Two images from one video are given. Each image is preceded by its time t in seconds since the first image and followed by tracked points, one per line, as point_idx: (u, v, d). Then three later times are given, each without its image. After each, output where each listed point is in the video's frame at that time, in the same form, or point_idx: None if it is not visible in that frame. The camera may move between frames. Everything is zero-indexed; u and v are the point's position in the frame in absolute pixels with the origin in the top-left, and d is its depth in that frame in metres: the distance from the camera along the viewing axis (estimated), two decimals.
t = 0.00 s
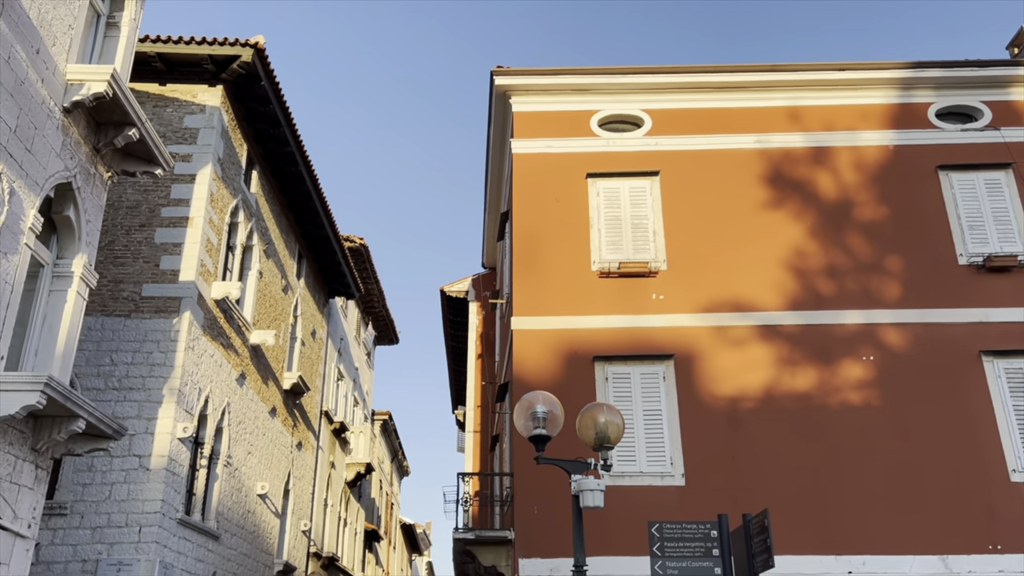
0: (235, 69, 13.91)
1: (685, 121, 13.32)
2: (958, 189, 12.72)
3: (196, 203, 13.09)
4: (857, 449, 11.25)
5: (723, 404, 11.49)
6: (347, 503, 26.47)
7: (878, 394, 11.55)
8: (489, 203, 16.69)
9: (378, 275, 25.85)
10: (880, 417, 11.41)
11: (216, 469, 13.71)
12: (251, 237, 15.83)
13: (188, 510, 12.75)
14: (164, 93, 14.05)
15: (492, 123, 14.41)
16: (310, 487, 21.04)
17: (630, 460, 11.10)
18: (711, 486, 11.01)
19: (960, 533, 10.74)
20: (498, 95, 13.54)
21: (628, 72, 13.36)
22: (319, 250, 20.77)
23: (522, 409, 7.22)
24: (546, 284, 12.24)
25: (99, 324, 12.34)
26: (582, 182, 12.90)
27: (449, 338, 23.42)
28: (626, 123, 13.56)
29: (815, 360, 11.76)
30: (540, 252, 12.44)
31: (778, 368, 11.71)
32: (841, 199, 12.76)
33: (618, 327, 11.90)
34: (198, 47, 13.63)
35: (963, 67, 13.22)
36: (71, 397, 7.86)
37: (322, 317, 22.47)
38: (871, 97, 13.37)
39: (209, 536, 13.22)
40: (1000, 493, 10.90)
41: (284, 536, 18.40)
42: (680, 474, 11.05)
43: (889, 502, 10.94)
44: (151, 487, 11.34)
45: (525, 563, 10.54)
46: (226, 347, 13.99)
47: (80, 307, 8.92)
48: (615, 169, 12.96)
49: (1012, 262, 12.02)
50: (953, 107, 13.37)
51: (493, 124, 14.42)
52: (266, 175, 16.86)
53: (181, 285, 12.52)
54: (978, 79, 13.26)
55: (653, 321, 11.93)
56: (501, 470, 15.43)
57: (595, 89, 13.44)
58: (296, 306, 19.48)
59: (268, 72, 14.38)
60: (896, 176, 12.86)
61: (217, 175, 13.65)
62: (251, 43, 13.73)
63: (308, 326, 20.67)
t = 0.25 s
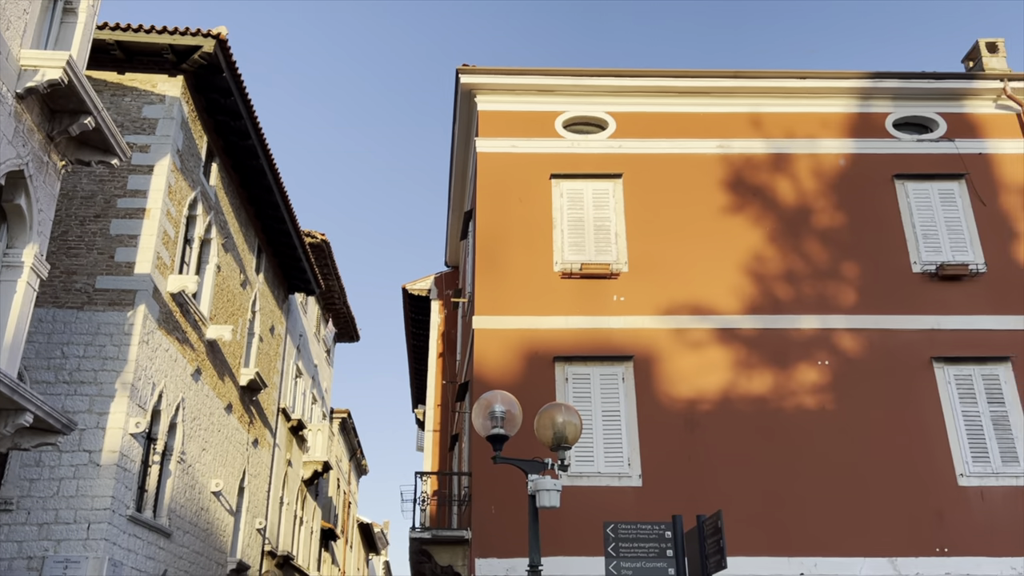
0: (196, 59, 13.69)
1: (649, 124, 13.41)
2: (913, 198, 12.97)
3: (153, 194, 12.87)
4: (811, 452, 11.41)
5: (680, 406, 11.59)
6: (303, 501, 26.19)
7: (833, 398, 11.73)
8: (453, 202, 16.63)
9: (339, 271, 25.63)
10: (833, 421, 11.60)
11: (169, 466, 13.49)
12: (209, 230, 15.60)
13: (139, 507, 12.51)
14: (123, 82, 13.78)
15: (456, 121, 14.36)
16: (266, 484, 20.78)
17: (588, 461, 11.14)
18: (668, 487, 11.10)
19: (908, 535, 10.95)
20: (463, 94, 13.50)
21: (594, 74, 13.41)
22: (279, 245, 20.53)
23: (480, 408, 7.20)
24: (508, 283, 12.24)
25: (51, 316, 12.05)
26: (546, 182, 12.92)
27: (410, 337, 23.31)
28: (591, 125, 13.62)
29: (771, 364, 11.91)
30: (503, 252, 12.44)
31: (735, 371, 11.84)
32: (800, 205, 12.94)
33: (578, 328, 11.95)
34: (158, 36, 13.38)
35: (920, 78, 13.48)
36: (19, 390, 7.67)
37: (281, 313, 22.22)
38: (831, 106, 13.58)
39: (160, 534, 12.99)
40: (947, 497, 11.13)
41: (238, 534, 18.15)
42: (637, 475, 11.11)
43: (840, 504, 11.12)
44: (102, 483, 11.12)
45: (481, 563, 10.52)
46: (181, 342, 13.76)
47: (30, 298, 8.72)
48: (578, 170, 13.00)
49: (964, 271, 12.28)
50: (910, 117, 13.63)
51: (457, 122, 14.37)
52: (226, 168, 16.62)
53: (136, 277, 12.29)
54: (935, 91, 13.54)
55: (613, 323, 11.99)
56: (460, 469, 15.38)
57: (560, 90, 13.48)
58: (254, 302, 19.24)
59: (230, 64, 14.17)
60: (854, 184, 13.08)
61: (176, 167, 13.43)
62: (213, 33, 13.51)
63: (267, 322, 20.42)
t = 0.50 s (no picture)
0: (149, 47, 13.41)
1: (608, 127, 13.48)
2: (863, 207, 13.23)
3: (102, 183, 12.58)
4: (759, 455, 11.58)
5: (632, 408, 11.67)
6: (251, 499, 25.82)
7: (781, 402, 11.92)
8: (410, 199, 16.54)
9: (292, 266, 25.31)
10: (781, 424, 11.78)
11: (112, 461, 13.21)
12: (160, 221, 15.30)
13: (80, 503, 12.22)
14: (72, 67, 13.45)
15: (415, 118, 14.28)
16: (213, 481, 20.45)
17: (540, 461, 11.16)
18: (618, 488, 11.17)
19: (852, 538, 11.17)
20: (423, 91, 13.43)
21: (554, 76, 13.45)
22: (232, 238, 20.21)
23: (432, 407, 7.17)
24: (464, 282, 12.21)
25: None
26: (504, 182, 12.92)
27: (365, 334, 23.13)
28: (550, 126, 13.65)
29: (722, 367, 12.06)
30: (459, 251, 12.40)
31: (687, 373, 11.97)
32: (754, 212, 13.12)
33: (533, 328, 11.96)
34: (110, 22, 13.07)
35: (872, 90, 13.76)
36: None
37: (233, 307, 21.88)
38: (786, 114, 13.80)
39: (102, 530, 12.71)
40: (889, 500, 11.38)
41: (183, 531, 17.84)
42: (588, 476, 11.16)
43: (786, 507, 11.31)
44: (41, 478, 10.83)
45: (430, 562, 10.48)
46: (128, 334, 13.47)
47: None
48: (537, 171, 13.02)
49: (910, 280, 12.57)
50: (861, 128, 13.91)
51: (416, 119, 14.29)
52: (178, 158, 16.31)
53: (82, 268, 11.99)
54: (886, 103, 13.83)
55: (568, 323, 12.03)
56: (412, 468, 15.30)
57: (520, 90, 13.49)
58: (205, 295, 18.91)
59: (185, 52, 13.91)
60: (806, 192, 13.30)
61: (126, 156, 13.14)
62: (168, 21, 13.23)
63: (217, 316, 20.10)
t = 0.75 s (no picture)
0: (108, 35, 13.15)
1: (572, 129, 13.52)
2: (821, 214, 13.44)
3: (55, 172, 12.31)
4: (715, 457, 11.69)
5: (591, 408, 11.71)
6: (205, 496, 25.43)
7: (737, 405, 12.05)
8: (373, 196, 16.43)
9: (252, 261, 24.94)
10: (737, 427, 11.91)
11: (61, 456, 12.92)
12: (115, 213, 15.01)
13: (26, 499, 11.93)
14: (27, 53, 13.14)
15: (379, 114, 14.19)
16: (166, 478, 20.11)
17: (498, 461, 11.16)
18: (575, 488, 11.21)
19: (804, 540, 11.34)
20: (387, 87, 13.35)
21: (520, 76, 13.46)
22: (190, 231, 19.90)
23: (389, 405, 7.13)
24: (425, 280, 12.16)
25: None
26: (468, 181, 12.89)
27: (325, 331, 22.94)
28: (515, 126, 13.66)
29: (680, 370, 12.16)
30: (422, 249, 12.35)
31: (646, 375, 12.04)
32: (714, 216, 13.26)
33: (494, 328, 11.96)
34: (67, 8, 12.78)
35: (832, 99, 13.98)
36: None
37: (189, 301, 21.54)
38: (748, 121, 13.96)
39: (49, 527, 12.43)
40: (841, 503, 11.57)
41: (134, 529, 17.51)
42: (546, 476, 11.18)
43: (740, 509, 11.44)
44: None
45: (386, 561, 10.42)
46: (80, 327, 13.18)
47: None
48: (501, 171, 13.01)
49: (865, 286, 12.79)
50: (821, 137, 14.13)
51: (380, 115, 14.19)
52: (136, 149, 16.02)
53: (33, 258, 11.71)
54: (845, 113, 14.06)
55: (529, 324, 12.05)
56: (370, 467, 15.19)
57: (486, 89, 13.47)
58: (161, 289, 18.59)
59: (144, 41, 13.67)
60: (766, 198, 13.47)
61: (81, 145, 12.87)
62: (128, 9, 12.97)
63: (173, 310, 19.77)
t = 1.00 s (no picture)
0: (61, 19, 12.83)
1: (534, 129, 13.54)
2: (776, 220, 13.63)
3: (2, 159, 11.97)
4: (667, 459, 11.80)
5: (547, 408, 11.73)
6: (153, 493, 24.95)
7: (691, 407, 12.17)
8: (332, 191, 16.27)
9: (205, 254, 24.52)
10: (690, 429, 12.03)
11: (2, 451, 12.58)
12: (65, 202, 14.65)
13: None
14: None
15: (339, 109, 14.06)
16: (112, 474, 19.69)
17: (452, 460, 11.13)
18: (528, 488, 11.22)
19: (753, 541, 11.49)
20: (348, 82, 13.23)
21: (482, 75, 13.44)
22: (142, 223, 19.51)
23: (342, 403, 7.06)
24: (383, 278, 12.08)
25: None
26: (428, 179, 12.83)
27: (279, 327, 22.66)
28: (476, 125, 13.63)
29: (635, 371, 12.24)
30: (380, 246, 12.26)
31: (601, 376, 12.10)
32: (672, 220, 13.37)
33: (451, 327, 11.92)
34: None
35: (789, 108, 14.20)
36: None
37: (140, 294, 21.12)
38: (707, 126, 14.11)
39: None
40: (790, 505, 11.75)
41: (77, 526, 17.12)
42: (500, 475, 11.18)
43: (691, 510, 11.55)
44: None
45: (336, 561, 10.32)
46: (25, 318, 12.84)
47: None
48: (461, 169, 12.98)
49: (817, 293, 13.01)
50: (778, 144, 14.33)
51: (340, 110, 14.06)
52: (87, 137, 15.66)
53: None
54: (802, 121, 14.29)
55: (486, 323, 12.03)
56: (322, 465, 15.04)
57: (448, 87, 13.42)
58: (111, 281, 18.20)
59: (99, 28, 13.37)
60: (723, 204, 13.63)
61: (30, 131, 12.55)
62: None
63: (123, 303, 19.37)
